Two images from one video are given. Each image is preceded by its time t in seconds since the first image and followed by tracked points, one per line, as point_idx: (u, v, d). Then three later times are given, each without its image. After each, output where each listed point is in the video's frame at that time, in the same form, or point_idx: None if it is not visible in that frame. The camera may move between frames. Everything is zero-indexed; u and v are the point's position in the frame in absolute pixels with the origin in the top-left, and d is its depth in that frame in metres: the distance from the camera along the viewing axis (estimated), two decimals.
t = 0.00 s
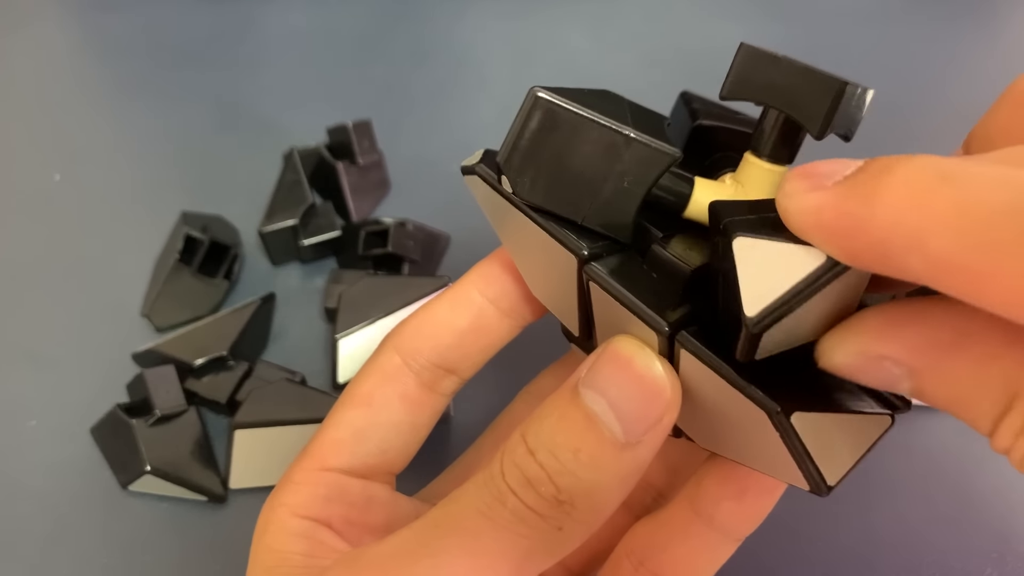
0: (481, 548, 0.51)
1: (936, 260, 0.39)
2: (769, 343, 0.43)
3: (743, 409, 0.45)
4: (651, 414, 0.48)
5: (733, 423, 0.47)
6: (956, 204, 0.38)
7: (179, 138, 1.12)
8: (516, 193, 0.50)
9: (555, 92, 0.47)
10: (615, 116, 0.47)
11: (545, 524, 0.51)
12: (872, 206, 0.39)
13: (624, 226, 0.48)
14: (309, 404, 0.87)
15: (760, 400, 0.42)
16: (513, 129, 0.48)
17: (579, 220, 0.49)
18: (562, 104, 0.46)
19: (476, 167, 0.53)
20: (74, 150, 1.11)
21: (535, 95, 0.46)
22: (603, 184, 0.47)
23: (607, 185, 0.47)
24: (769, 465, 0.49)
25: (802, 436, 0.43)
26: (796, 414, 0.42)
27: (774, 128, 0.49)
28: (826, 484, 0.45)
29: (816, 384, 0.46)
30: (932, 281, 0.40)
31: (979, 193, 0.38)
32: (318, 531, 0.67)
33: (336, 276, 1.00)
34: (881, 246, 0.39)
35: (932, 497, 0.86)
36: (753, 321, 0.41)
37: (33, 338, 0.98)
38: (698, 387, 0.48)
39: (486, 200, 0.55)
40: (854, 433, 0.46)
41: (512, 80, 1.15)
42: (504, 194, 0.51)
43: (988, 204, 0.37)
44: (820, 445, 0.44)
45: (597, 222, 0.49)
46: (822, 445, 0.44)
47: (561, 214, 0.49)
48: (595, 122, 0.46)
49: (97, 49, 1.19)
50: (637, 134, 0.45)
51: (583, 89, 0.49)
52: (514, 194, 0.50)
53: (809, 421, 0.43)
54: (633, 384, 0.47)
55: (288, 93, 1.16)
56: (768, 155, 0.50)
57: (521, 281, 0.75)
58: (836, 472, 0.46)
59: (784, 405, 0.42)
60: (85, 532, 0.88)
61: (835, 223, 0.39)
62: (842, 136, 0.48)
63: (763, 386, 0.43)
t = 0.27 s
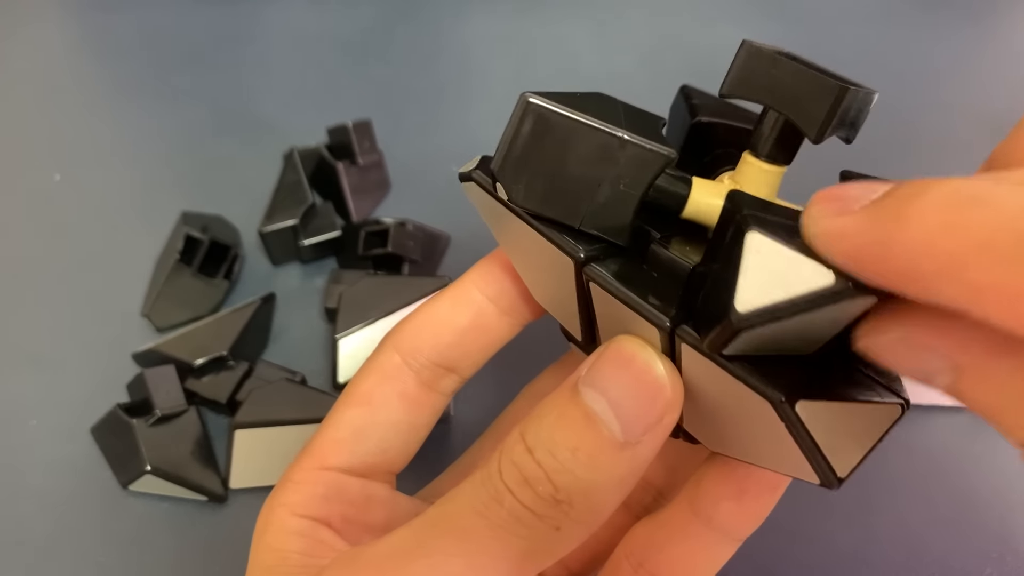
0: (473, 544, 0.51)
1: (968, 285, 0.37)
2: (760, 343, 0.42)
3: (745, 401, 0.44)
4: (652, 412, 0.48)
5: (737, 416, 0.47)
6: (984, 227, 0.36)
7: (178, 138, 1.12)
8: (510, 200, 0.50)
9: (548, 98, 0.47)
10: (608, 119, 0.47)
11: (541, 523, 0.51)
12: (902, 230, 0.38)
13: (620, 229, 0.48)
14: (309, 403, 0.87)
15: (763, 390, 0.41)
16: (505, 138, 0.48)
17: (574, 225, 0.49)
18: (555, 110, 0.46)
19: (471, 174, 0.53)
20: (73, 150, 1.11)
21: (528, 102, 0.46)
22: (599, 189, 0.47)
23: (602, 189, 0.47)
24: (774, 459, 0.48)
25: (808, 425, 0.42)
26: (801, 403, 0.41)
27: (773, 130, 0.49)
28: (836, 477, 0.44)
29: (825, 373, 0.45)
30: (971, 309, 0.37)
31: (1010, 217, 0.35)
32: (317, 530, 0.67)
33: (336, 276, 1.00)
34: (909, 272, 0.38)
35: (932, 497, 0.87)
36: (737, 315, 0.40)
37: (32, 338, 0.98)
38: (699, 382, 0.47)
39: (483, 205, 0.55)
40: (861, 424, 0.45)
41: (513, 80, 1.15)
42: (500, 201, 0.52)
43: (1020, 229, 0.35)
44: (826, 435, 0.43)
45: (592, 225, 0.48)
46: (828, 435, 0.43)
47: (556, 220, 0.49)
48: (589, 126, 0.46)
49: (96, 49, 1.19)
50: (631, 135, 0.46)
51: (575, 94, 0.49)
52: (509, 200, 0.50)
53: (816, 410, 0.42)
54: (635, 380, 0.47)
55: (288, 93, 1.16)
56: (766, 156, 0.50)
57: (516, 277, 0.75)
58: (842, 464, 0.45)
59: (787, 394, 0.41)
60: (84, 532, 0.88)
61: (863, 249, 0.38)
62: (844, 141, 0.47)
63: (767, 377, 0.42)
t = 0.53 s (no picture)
0: (480, 545, 0.51)
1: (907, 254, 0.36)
2: (764, 337, 0.42)
3: (749, 399, 0.44)
4: (656, 411, 0.48)
5: (739, 419, 0.47)
6: (943, 193, 0.33)
7: (177, 138, 1.13)
8: (526, 198, 0.50)
9: (566, 98, 0.47)
10: (622, 121, 0.47)
11: (545, 520, 0.52)
12: (839, 201, 0.36)
13: (632, 230, 0.48)
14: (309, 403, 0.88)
15: (766, 386, 0.42)
16: (521, 136, 0.48)
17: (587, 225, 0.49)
18: (569, 110, 0.46)
19: (488, 174, 0.53)
20: (74, 150, 1.12)
21: (544, 101, 0.47)
22: (612, 191, 0.47)
23: (616, 191, 0.47)
24: (774, 461, 0.49)
25: (812, 423, 0.43)
26: (806, 401, 0.42)
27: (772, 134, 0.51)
28: (838, 478, 0.45)
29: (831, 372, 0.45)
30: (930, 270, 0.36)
31: (972, 185, 0.33)
32: (323, 527, 0.67)
33: (336, 276, 1.01)
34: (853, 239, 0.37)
35: (933, 496, 0.87)
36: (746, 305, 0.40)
37: (34, 338, 0.99)
38: (705, 383, 0.47)
39: (500, 205, 0.54)
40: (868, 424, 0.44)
41: (512, 80, 1.15)
42: (515, 200, 0.52)
43: (984, 199, 0.33)
44: (830, 435, 0.44)
45: (604, 226, 0.48)
46: (831, 436, 0.44)
47: (569, 219, 0.49)
48: (604, 126, 0.46)
49: (97, 50, 1.19)
50: (644, 137, 0.45)
51: (596, 98, 0.49)
52: (524, 199, 0.51)
53: (821, 410, 0.43)
54: (641, 378, 0.47)
55: (287, 94, 1.16)
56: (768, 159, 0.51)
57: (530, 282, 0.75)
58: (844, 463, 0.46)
59: (792, 392, 0.41)
60: (86, 531, 0.89)
61: (814, 209, 0.37)
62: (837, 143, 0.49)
63: (773, 376, 0.42)
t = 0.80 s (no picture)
0: (481, 540, 0.51)
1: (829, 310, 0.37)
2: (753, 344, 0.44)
3: (745, 401, 0.45)
4: (657, 409, 0.48)
5: (738, 421, 0.47)
6: (840, 254, 0.36)
7: (177, 139, 1.13)
8: (528, 198, 0.50)
9: (570, 100, 0.48)
10: (626, 124, 0.47)
11: (544, 516, 0.52)
12: (759, 268, 0.38)
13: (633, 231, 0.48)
14: (307, 404, 0.88)
15: (763, 388, 0.42)
16: (526, 137, 0.48)
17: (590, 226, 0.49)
18: (574, 112, 0.47)
19: (491, 175, 0.52)
20: (74, 151, 1.12)
21: (549, 102, 0.47)
22: (616, 192, 0.47)
23: (619, 192, 0.47)
24: (769, 461, 0.49)
25: (807, 426, 0.42)
26: (801, 403, 0.42)
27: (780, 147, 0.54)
28: (831, 481, 0.45)
29: (821, 376, 0.45)
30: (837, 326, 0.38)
31: (852, 250, 0.36)
32: (322, 524, 0.67)
33: (336, 276, 1.01)
34: (779, 303, 0.39)
35: (932, 496, 0.87)
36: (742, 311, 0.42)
37: (34, 338, 0.99)
38: (704, 384, 0.48)
39: (501, 205, 0.55)
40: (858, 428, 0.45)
41: (512, 81, 1.16)
42: (517, 200, 0.52)
43: (862, 260, 0.36)
44: (822, 437, 0.44)
45: (607, 227, 0.49)
46: (824, 439, 0.44)
47: (572, 220, 0.49)
48: (607, 129, 0.46)
49: (97, 49, 1.19)
50: (648, 140, 0.46)
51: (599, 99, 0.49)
52: (526, 199, 0.51)
53: (815, 412, 0.43)
54: (641, 379, 0.47)
55: (287, 95, 1.16)
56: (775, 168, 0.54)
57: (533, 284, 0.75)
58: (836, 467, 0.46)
59: (787, 394, 0.42)
60: (86, 531, 0.89)
61: (728, 288, 0.40)
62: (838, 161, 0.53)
63: (768, 377, 0.43)
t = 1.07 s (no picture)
0: (477, 539, 0.51)
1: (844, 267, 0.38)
2: (746, 314, 0.42)
3: (730, 403, 0.45)
4: (648, 406, 0.48)
5: (723, 421, 0.48)
6: (861, 208, 0.36)
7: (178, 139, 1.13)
8: (520, 190, 0.50)
9: (564, 91, 0.47)
10: (619, 115, 0.47)
11: (540, 515, 0.52)
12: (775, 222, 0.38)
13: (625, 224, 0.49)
14: (306, 403, 0.88)
15: (748, 389, 0.42)
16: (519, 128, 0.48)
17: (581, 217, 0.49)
18: (567, 104, 0.46)
19: (483, 166, 0.52)
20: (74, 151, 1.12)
21: (542, 94, 0.47)
22: (609, 184, 0.47)
23: (612, 184, 0.47)
24: (755, 462, 0.49)
25: (789, 430, 0.43)
26: (783, 406, 0.42)
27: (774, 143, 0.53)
28: (811, 483, 0.45)
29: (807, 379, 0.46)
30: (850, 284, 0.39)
31: (872, 202, 0.36)
32: (321, 525, 0.68)
33: (336, 276, 1.01)
34: (790, 262, 0.39)
35: (930, 496, 0.87)
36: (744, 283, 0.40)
37: (35, 339, 0.99)
38: (692, 384, 0.48)
39: (495, 200, 0.54)
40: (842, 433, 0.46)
41: (511, 81, 1.16)
42: (510, 191, 0.51)
43: (882, 213, 0.36)
44: (805, 439, 0.44)
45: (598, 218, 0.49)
46: (807, 442, 0.44)
47: (564, 211, 0.49)
48: (600, 121, 0.46)
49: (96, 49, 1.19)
50: (641, 133, 0.46)
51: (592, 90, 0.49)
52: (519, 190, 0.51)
53: (798, 416, 0.43)
54: (631, 375, 0.47)
55: (288, 95, 1.16)
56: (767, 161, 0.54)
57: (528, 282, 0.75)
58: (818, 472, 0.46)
59: (772, 396, 0.42)
60: (86, 530, 0.89)
61: (738, 248, 0.40)
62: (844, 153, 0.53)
63: (751, 377, 0.43)
